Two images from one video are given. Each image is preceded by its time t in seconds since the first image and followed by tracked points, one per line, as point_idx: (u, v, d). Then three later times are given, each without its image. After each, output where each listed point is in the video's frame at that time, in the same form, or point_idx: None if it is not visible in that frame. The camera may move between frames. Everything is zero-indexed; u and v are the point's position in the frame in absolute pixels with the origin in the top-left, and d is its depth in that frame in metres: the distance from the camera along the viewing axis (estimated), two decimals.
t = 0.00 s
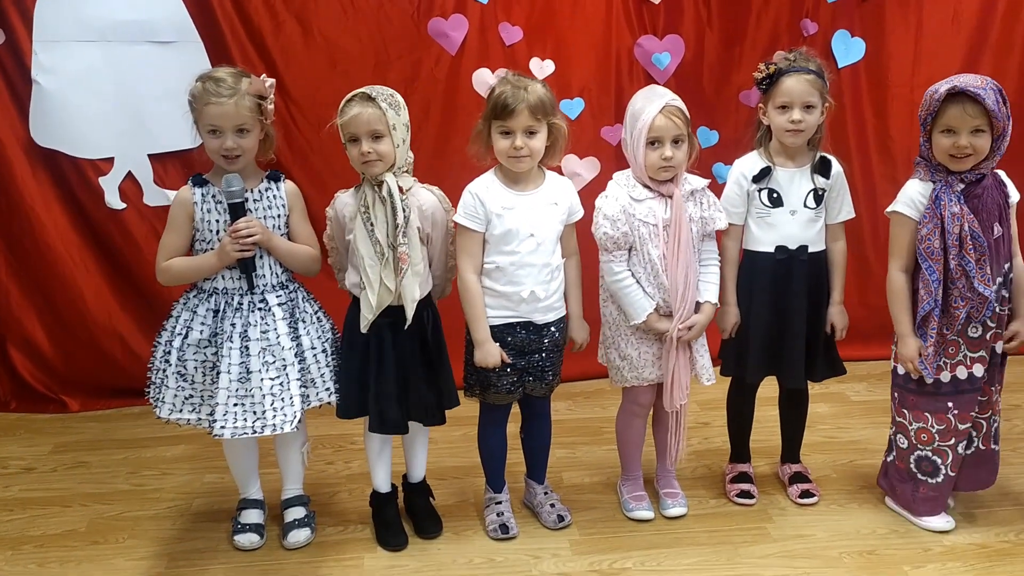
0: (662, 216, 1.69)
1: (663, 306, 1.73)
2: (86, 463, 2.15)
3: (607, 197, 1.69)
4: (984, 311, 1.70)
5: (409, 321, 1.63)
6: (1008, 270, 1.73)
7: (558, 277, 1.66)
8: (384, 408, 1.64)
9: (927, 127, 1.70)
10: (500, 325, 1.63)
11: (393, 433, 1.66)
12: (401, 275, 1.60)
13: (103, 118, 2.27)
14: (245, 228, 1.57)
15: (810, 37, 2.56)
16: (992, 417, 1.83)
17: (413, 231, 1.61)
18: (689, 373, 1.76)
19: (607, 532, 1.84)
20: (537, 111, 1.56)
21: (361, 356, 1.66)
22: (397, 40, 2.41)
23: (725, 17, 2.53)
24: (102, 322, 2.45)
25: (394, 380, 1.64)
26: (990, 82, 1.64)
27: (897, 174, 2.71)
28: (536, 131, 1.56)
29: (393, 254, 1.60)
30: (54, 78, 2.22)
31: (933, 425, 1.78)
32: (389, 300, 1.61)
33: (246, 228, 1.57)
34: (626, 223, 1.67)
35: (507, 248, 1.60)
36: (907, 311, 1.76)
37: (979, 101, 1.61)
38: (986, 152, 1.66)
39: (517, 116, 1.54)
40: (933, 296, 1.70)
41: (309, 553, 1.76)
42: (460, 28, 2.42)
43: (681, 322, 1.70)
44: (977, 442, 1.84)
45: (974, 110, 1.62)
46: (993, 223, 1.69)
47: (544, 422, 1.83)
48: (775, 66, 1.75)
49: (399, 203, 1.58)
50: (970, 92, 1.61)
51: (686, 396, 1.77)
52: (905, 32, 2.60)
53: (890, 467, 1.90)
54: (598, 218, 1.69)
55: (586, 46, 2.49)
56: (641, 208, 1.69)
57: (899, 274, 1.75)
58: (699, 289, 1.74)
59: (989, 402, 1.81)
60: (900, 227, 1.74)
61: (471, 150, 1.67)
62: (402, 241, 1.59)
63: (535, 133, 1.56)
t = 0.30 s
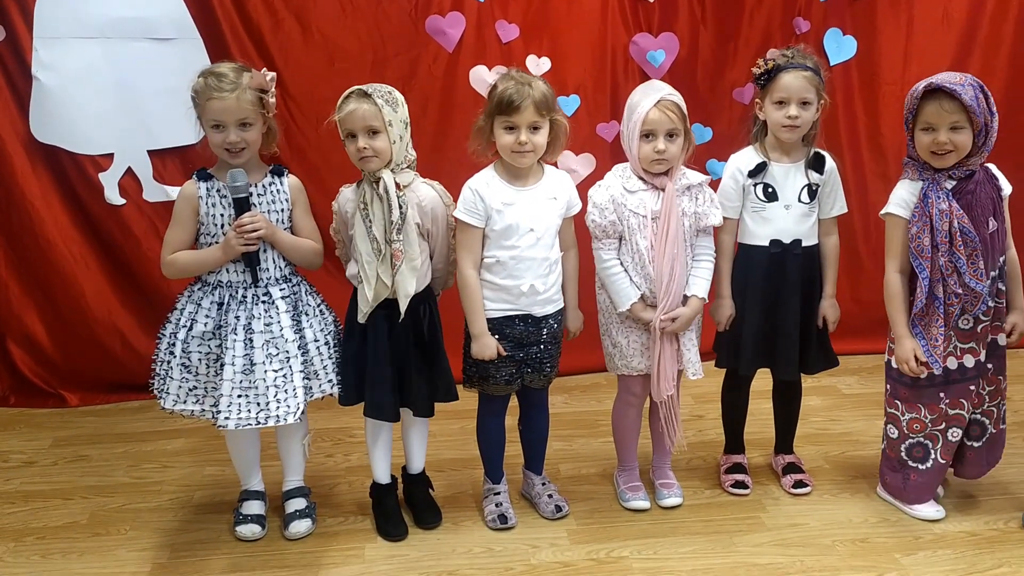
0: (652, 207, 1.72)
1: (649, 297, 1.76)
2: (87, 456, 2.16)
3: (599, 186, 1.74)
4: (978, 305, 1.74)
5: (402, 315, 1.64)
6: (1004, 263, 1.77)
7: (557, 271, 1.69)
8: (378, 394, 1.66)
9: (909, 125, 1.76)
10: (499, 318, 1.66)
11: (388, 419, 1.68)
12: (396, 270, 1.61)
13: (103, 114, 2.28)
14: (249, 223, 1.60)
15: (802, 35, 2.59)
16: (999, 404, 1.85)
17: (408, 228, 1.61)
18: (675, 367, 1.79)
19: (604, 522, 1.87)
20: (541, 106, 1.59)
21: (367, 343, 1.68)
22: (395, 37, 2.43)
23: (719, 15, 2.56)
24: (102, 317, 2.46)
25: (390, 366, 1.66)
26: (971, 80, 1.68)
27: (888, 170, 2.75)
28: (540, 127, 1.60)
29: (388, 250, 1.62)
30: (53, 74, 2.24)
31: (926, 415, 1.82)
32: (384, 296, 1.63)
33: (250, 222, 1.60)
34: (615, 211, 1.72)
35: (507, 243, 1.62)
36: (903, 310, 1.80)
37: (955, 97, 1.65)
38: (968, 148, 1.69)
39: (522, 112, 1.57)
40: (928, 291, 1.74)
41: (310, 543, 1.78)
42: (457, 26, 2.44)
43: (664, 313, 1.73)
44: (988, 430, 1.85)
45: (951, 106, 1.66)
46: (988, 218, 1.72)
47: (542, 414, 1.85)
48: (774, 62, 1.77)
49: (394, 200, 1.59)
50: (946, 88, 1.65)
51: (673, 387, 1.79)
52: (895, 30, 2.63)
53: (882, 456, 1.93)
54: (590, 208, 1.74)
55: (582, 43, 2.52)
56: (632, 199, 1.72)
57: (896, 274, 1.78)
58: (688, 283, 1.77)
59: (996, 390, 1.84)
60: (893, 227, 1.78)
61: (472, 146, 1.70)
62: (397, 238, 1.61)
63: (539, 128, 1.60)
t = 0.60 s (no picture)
0: (644, 205, 1.74)
1: (640, 293, 1.77)
2: (84, 454, 2.17)
3: (592, 184, 1.76)
4: (955, 305, 1.76)
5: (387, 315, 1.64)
6: (991, 266, 1.78)
7: (552, 270, 1.71)
8: (365, 391, 1.67)
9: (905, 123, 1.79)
10: (494, 319, 1.68)
11: (375, 416, 1.69)
12: (382, 270, 1.62)
13: (100, 114, 2.29)
14: (247, 220, 1.61)
15: (795, 36, 2.61)
16: (987, 412, 1.86)
17: (394, 227, 1.62)
18: (663, 365, 1.80)
19: (598, 518, 1.88)
20: (539, 106, 1.62)
21: (354, 342, 1.69)
22: (391, 38, 2.45)
23: (713, 16, 2.58)
24: (99, 316, 2.47)
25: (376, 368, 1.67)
26: (962, 84, 1.69)
27: (880, 171, 2.78)
28: (537, 126, 1.62)
29: (374, 249, 1.63)
30: (51, 74, 2.25)
31: (915, 415, 1.85)
32: (371, 294, 1.66)
33: (248, 219, 1.61)
34: (607, 209, 1.74)
35: (502, 243, 1.64)
36: (885, 304, 1.84)
37: (935, 99, 1.68)
38: (948, 152, 1.71)
39: (521, 112, 1.59)
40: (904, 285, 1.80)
41: (307, 540, 1.80)
42: (452, 27, 2.45)
43: (655, 309, 1.75)
44: (971, 436, 1.87)
45: (930, 107, 1.70)
46: (974, 219, 1.74)
47: (537, 412, 1.87)
48: (770, 62, 1.79)
49: (381, 200, 1.60)
50: (929, 90, 1.69)
51: (656, 382, 1.80)
52: (887, 32, 2.66)
53: (875, 451, 1.96)
54: (583, 205, 1.76)
55: (576, 45, 2.53)
56: (625, 197, 1.74)
57: (879, 268, 1.84)
58: (680, 280, 1.78)
59: (984, 396, 1.85)
60: (880, 220, 1.84)
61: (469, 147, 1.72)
62: (382, 238, 1.62)
63: (537, 128, 1.62)
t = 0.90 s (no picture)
0: (645, 210, 1.76)
1: (646, 297, 1.78)
2: (82, 457, 2.18)
3: (592, 192, 1.77)
4: (929, 311, 1.78)
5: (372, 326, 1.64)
6: (976, 274, 1.80)
7: (551, 275, 1.73)
8: (344, 399, 1.68)
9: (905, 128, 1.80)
10: (491, 325, 1.68)
11: (347, 425, 1.69)
12: (369, 278, 1.63)
13: (101, 118, 2.30)
14: (246, 222, 1.61)
15: (792, 42, 2.63)
16: (959, 420, 1.84)
17: (382, 236, 1.62)
18: (671, 366, 1.83)
19: (594, 522, 1.89)
20: (544, 112, 1.63)
21: (339, 348, 1.70)
22: (390, 43, 2.46)
23: (711, 22, 2.59)
24: (99, 319, 2.48)
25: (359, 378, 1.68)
26: (964, 93, 1.70)
27: (877, 176, 2.79)
28: (541, 133, 1.64)
29: (361, 258, 1.63)
30: (52, 78, 2.25)
31: (893, 417, 1.87)
32: (360, 303, 1.66)
33: (247, 221, 1.61)
34: (609, 215, 1.74)
35: (500, 246, 1.65)
36: (863, 301, 1.88)
37: (935, 107, 1.69)
38: (943, 159, 1.72)
39: (525, 117, 1.61)
40: (881, 285, 1.83)
41: (305, 543, 1.80)
42: (451, 32, 2.47)
43: (662, 312, 1.76)
44: (946, 443, 1.86)
45: (929, 115, 1.70)
46: (961, 226, 1.76)
47: (534, 416, 1.87)
48: (768, 69, 1.80)
49: (369, 208, 1.60)
50: (929, 97, 1.70)
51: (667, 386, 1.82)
52: (883, 38, 2.67)
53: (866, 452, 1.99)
54: (584, 212, 1.77)
55: (574, 51, 2.55)
56: (624, 203, 1.75)
57: (862, 266, 1.88)
58: (682, 281, 1.81)
59: (955, 404, 1.84)
60: (867, 218, 1.87)
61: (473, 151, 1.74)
62: (370, 247, 1.62)
63: (540, 134, 1.63)
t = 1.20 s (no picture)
0: (641, 210, 1.76)
1: (642, 298, 1.78)
2: (79, 457, 2.18)
3: (589, 192, 1.77)
4: (922, 310, 1.79)
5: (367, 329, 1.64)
6: (970, 274, 1.81)
7: (549, 276, 1.74)
8: (341, 402, 1.67)
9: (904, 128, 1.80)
10: (492, 326, 1.69)
11: (351, 425, 1.69)
12: (363, 281, 1.63)
13: (100, 118, 2.30)
14: (245, 219, 1.61)
15: (790, 44, 2.63)
16: (953, 416, 1.87)
17: (374, 239, 1.61)
18: (669, 365, 1.84)
19: (591, 523, 1.89)
20: (541, 116, 1.63)
21: (332, 347, 1.71)
22: (389, 44, 2.46)
23: (709, 24, 2.60)
24: (96, 320, 2.48)
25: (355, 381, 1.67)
26: (963, 96, 1.70)
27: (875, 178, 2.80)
28: (538, 136, 1.64)
29: (356, 261, 1.64)
30: (50, 78, 2.26)
31: (886, 415, 1.88)
32: (355, 305, 1.66)
33: (246, 219, 1.61)
34: (606, 216, 1.75)
35: (500, 248, 1.65)
36: (859, 298, 1.89)
37: (936, 110, 1.69)
38: (942, 161, 1.73)
39: (523, 120, 1.61)
40: (871, 284, 1.84)
41: (302, 543, 1.80)
42: (450, 33, 2.47)
43: (659, 313, 1.76)
44: (938, 440, 1.88)
45: (930, 117, 1.71)
46: (955, 227, 1.77)
47: (531, 416, 1.88)
48: (768, 72, 1.81)
49: (361, 210, 1.60)
50: (930, 100, 1.70)
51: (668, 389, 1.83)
52: (881, 39, 2.68)
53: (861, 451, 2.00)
54: (581, 212, 1.77)
55: (573, 53, 2.55)
56: (620, 204, 1.76)
57: (858, 265, 1.88)
58: (678, 282, 1.81)
59: (948, 399, 1.87)
60: (862, 217, 1.87)
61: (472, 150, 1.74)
62: (363, 249, 1.62)
63: (537, 137, 1.64)
